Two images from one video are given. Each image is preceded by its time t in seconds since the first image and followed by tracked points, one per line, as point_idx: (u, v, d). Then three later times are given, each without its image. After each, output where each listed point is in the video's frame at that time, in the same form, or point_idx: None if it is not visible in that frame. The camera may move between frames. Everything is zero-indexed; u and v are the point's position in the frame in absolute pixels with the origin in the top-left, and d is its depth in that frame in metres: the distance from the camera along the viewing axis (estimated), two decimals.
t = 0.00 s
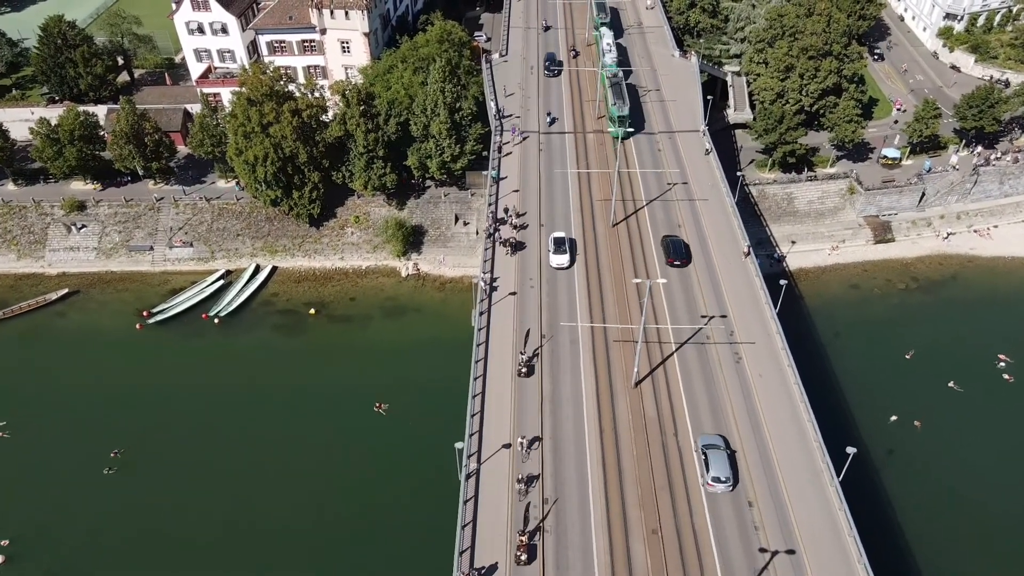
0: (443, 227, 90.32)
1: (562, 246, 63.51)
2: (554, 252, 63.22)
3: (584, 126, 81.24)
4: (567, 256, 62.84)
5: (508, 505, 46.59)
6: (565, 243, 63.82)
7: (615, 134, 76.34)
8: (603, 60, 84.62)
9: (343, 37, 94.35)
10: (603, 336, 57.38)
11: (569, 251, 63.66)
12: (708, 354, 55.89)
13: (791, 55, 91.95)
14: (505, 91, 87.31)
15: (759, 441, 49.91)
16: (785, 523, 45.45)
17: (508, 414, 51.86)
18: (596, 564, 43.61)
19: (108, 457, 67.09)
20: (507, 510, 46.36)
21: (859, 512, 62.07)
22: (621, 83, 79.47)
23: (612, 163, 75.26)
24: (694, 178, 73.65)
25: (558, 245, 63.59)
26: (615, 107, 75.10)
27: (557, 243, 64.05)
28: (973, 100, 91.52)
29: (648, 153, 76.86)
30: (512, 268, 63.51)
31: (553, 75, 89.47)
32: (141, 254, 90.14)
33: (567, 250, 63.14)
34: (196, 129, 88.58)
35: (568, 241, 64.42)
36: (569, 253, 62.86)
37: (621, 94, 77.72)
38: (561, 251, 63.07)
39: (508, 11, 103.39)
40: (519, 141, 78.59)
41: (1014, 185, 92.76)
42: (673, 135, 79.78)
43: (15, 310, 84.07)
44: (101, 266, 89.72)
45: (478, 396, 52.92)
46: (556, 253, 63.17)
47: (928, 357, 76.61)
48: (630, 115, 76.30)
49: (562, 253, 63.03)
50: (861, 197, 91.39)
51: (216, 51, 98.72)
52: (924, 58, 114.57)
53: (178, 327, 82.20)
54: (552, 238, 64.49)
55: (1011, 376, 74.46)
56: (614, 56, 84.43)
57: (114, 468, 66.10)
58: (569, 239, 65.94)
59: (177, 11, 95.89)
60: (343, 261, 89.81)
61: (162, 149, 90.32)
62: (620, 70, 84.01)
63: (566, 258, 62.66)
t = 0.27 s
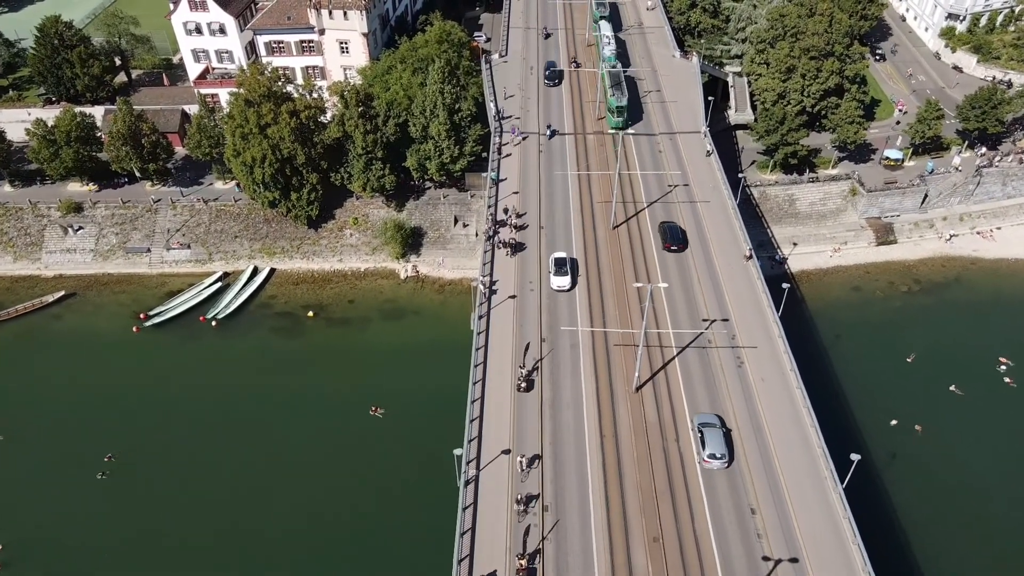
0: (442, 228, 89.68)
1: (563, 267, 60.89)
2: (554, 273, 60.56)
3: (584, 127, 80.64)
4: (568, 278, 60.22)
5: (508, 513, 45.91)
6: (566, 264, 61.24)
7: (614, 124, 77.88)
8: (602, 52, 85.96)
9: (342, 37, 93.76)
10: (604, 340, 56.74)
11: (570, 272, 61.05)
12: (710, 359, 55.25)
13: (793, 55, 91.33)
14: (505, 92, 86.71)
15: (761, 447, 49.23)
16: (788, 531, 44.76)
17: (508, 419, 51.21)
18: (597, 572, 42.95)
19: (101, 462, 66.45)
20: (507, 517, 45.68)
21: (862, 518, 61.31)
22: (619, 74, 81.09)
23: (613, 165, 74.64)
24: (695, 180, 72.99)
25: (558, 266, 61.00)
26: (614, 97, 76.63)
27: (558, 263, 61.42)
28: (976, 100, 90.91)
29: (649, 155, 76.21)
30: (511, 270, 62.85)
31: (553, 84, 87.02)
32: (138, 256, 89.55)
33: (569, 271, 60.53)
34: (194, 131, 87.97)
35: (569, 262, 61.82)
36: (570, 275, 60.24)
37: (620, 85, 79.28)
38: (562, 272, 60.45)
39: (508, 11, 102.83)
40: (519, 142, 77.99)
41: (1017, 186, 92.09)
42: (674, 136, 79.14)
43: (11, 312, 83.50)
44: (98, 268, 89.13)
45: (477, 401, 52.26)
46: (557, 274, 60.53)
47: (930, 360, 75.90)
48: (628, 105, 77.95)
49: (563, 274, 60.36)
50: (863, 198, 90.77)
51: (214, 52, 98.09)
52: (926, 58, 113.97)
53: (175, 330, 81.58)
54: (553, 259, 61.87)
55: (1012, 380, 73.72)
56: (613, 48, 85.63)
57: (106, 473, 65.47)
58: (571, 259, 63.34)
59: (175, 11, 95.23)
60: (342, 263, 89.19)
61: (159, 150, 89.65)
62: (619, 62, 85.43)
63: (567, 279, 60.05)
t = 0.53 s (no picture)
0: (441, 229, 89.08)
1: (565, 294, 58.15)
2: (556, 301, 57.82)
3: (584, 127, 80.02)
4: (570, 305, 57.49)
5: (507, 518, 45.30)
6: (568, 290, 58.51)
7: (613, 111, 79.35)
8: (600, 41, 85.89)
9: (340, 37, 93.13)
10: (604, 343, 56.15)
11: (572, 299, 58.28)
12: (711, 361, 54.66)
13: (794, 55, 90.71)
14: (504, 91, 86.10)
15: (763, 451, 48.65)
16: (791, 536, 44.17)
17: (507, 423, 50.61)
18: None
19: (95, 465, 65.82)
20: (506, 523, 45.05)
21: (864, 522, 60.68)
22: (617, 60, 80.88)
23: (613, 166, 74.05)
24: (697, 180, 72.38)
25: (560, 293, 58.27)
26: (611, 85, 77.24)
27: (559, 290, 58.67)
28: (978, 100, 90.32)
29: (650, 156, 75.55)
30: (510, 272, 62.21)
31: (554, 96, 84.23)
32: (135, 256, 88.95)
33: (571, 299, 57.81)
34: (191, 131, 87.36)
35: (571, 288, 59.08)
36: (572, 302, 57.51)
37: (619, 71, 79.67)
38: (563, 300, 57.73)
39: (507, 10, 102.22)
40: (518, 142, 77.38)
41: (1020, 187, 91.47)
42: (675, 136, 78.53)
43: (7, 313, 82.89)
44: (94, 269, 88.52)
45: (476, 404, 51.66)
46: (558, 302, 57.79)
47: (932, 361, 75.28)
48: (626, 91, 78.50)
49: (565, 302, 57.62)
50: (865, 199, 90.17)
51: (211, 51, 97.43)
52: (929, 58, 113.35)
53: (171, 331, 80.96)
54: (554, 285, 59.14)
55: (1012, 382, 73.10)
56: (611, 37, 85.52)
57: (99, 477, 64.83)
58: (573, 285, 60.59)
59: (172, 11, 94.58)
60: (340, 264, 88.60)
61: (156, 150, 88.99)
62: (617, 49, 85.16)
63: (569, 307, 57.31)
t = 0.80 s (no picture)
0: (440, 228, 88.71)
1: (565, 317, 55.68)
2: (556, 325, 55.35)
3: (584, 125, 79.67)
4: (571, 330, 55.05)
5: (507, 519, 44.88)
6: (569, 313, 56.04)
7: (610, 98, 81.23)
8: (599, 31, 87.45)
9: (339, 35, 92.76)
10: (604, 342, 55.77)
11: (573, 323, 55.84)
12: (712, 361, 54.28)
13: (795, 53, 90.33)
14: (504, 90, 85.72)
15: (764, 451, 48.31)
16: (793, 537, 43.76)
17: (507, 423, 50.20)
18: None
19: (89, 466, 65.43)
20: (506, 524, 44.65)
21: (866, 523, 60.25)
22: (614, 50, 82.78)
23: (613, 164, 73.69)
24: (697, 179, 71.99)
25: (560, 316, 55.80)
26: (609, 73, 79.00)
27: (560, 313, 56.20)
28: (980, 99, 89.98)
29: (650, 154, 75.22)
30: (510, 271, 61.82)
31: (554, 106, 82.04)
32: (133, 256, 88.53)
33: (572, 322, 55.37)
34: (189, 129, 86.96)
35: (572, 311, 56.62)
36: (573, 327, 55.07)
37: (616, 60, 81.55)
38: (564, 323, 55.28)
39: (507, 9, 101.79)
40: (517, 141, 77.01)
41: (1022, 186, 91.07)
42: (675, 135, 78.18)
43: (4, 313, 82.51)
44: (92, 268, 88.12)
45: (475, 404, 51.27)
46: (559, 326, 55.33)
47: (932, 361, 74.87)
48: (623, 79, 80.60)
49: (566, 326, 55.18)
50: (866, 198, 89.80)
51: (210, 50, 97.04)
52: (929, 57, 112.96)
53: (169, 331, 80.55)
54: (555, 307, 56.69)
55: (1010, 382, 72.72)
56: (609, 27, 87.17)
57: (93, 478, 64.43)
58: (574, 307, 58.13)
59: (170, 10, 94.17)
60: (339, 264, 88.22)
61: (154, 149, 88.56)
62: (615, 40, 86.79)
63: (571, 332, 54.91)
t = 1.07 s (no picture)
0: (440, 227, 88.49)
1: (567, 339, 53.83)
2: (557, 347, 53.47)
3: (584, 123, 79.48)
4: (573, 352, 53.22)
5: (506, 518, 44.68)
6: (571, 335, 54.19)
7: (608, 86, 82.62)
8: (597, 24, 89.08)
9: (338, 34, 92.56)
10: (603, 340, 55.58)
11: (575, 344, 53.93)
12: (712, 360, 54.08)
13: (795, 51, 90.09)
14: (503, 88, 85.50)
15: (765, 449, 48.10)
16: (794, 536, 43.57)
17: (506, 421, 50.00)
18: None
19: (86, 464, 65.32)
20: (505, 522, 44.45)
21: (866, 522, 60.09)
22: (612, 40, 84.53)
23: (613, 162, 73.49)
24: (697, 177, 71.79)
25: (562, 337, 53.96)
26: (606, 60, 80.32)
27: (561, 334, 54.37)
28: (981, 97, 89.82)
29: (649, 152, 75.05)
30: (509, 269, 61.64)
31: (555, 114, 80.03)
32: (131, 254, 88.33)
33: (573, 344, 53.53)
34: (188, 128, 86.71)
35: (574, 332, 54.76)
36: (575, 348, 53.25)
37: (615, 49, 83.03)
38: (566, 345, 53.42)
39: (506, 7, 101.51)
40: (517, 139, 76.82)
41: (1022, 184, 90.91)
42: (675, 133, 77.97)
43: (2, 312, 82.31)
44: (91, 267, 87.93)
45: (474, 402, 51.08)
46: (560, 347, 53.47)
47: (932, 360, 74.68)
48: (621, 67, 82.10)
49: (567, 347, 53.34)
50: (867, 196, 89.63)
51: (209, 48, 96.81)
52: (930, 55, 112.73)
53: (167, 330, 80.38)
54: (556, 327, 54.85)
55: (1009, 380, 72.53)
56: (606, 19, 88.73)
57: (90, 476, 64.33)
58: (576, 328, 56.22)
59: (169, 8, 93.91)
60: (338, 262, 88.01)
61: (153, 147, 88.33)
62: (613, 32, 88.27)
63: (572, 354, 53.05)
